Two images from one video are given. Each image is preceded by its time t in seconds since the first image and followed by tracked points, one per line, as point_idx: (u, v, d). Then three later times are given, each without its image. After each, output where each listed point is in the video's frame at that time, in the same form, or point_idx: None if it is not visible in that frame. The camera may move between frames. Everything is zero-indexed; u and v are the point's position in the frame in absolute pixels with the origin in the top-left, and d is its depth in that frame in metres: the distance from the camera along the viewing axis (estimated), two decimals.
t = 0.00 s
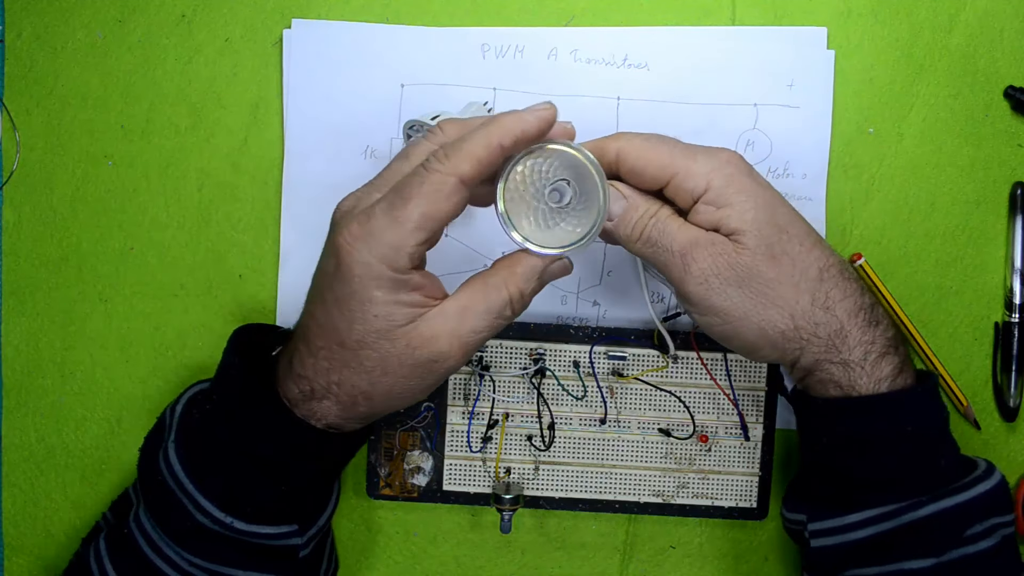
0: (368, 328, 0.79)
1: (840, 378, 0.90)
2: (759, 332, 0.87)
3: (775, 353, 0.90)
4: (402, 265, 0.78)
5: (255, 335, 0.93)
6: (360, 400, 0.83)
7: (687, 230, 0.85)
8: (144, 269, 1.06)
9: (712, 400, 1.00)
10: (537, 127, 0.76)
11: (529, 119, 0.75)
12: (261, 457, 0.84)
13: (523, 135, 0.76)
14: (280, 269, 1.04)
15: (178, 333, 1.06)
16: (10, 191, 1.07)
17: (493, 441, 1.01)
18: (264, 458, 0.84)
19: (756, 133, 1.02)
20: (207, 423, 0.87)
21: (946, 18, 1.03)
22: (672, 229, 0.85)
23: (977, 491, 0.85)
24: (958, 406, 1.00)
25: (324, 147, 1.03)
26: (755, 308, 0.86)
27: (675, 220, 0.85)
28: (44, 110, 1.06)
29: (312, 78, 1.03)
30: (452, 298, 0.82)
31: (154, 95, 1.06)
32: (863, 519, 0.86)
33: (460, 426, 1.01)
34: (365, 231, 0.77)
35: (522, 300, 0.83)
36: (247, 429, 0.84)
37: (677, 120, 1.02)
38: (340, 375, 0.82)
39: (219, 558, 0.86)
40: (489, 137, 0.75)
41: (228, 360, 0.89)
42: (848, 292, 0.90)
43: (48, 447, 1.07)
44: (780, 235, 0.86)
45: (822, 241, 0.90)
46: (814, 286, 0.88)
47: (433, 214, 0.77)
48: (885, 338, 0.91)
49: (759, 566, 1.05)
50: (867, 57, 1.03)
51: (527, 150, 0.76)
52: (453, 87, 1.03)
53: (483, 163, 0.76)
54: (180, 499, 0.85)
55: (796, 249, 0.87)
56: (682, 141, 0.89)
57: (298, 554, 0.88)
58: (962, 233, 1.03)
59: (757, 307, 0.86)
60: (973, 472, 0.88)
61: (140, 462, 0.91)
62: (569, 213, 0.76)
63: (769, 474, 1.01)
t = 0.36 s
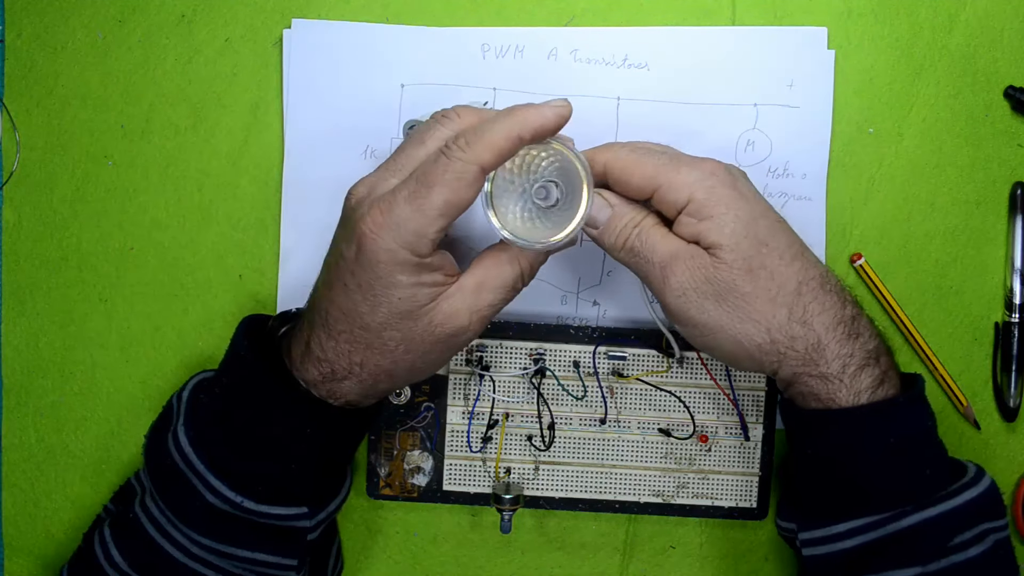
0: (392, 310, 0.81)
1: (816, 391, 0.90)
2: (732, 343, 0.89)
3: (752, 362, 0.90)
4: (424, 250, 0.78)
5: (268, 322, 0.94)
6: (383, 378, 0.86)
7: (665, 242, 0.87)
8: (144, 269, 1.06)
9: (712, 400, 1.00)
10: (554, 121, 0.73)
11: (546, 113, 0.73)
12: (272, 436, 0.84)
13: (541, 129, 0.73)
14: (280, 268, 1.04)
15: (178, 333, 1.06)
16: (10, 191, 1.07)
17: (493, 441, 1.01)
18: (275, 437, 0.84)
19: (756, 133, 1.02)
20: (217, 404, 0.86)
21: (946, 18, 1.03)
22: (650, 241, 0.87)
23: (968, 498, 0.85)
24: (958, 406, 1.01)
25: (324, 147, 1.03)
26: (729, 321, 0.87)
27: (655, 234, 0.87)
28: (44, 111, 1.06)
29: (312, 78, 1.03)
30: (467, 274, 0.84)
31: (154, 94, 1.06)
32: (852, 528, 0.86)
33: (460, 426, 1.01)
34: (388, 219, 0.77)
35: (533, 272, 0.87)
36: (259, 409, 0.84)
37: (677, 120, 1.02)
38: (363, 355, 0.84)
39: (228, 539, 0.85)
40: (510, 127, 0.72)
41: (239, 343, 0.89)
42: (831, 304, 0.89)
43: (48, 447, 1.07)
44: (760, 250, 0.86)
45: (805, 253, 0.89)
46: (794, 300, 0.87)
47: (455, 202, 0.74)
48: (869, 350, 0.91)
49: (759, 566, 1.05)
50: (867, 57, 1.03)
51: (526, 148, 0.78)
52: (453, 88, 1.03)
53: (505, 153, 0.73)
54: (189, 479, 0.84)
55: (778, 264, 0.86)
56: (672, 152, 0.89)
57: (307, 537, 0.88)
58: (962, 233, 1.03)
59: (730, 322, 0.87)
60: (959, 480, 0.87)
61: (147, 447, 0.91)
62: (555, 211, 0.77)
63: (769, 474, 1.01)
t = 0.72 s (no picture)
0: (389, 303, 0.81)
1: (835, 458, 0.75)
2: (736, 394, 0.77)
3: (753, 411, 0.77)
4: (419, 242, 0.78)
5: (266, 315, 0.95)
6: (383, 370, 0.86)
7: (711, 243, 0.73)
8: (144, 269, 1.06)
9: (712, 401, 1.00)
10: (540, 126, 0.76)
11: (535, 116, 0.76)
12: (273, 427, 0.84)
13: (524, 130, 0.76)
14: (280, 268, 1.04)
15: (178, 333, 1.06)
16: (11, 191, 1.07)
17: (493, 441, 1.01)
18: (275, 428, 0.84)
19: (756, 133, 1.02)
20: (217, 396, 0.86)
21: (946, 18, 1.03)
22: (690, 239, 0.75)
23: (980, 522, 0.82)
24: (958, 406, 1.00)
25: (325, 147, 1.03)
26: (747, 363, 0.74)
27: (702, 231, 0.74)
28: (44, 111, 1.06)
29: (312, 77, 1.03)
30: (463, 266, 0.83)
31: (154, 94, 1.06)
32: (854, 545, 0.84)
33: (460, 426, 1.01)
34: (380, 213, 0.77)
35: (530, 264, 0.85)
36: (261, 399, 0.85)
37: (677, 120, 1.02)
38: (363, 348, 0.84)
39: (227, 531, 0.85)
40: (493, 119, 0.75)
41: (239, 336, 0.90)
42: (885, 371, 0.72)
43: (48, 447, 1.07)
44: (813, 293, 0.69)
45: (871, 300, 0.71)
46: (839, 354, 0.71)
47: (441, 190, 0.76)
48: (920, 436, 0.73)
49: (759, 567, 1.05)
50: (867, 57, 1.03)
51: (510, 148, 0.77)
52: (453, 87, 1.03)
53: (486, 141, 0.75)
54: (189, 470, 0.84)
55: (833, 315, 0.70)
56: (755, 142, 0.74)
57: (307, 530, 0.87)
58: (962, 233, 1.03)
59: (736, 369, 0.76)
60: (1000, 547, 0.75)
61: (147, 440, 0.91)
62: (537, 209, 0.75)
63: (769, 474, 1.01)
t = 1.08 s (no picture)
0: (380, 315, 0.81)
1: (889, 555, 0.68)
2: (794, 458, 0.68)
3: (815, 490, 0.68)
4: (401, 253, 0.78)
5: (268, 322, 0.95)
6: (383, 379, 0.85)
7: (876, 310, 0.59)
8: (144, 269, 1.06)
9: (713, 400, 1.00)
10: (504, 123, 0.74)
11: (496, 113, 0.73)
12: (277, 433, 0.83)
13: (487, 126, 0.73)
14: (280, 268, 1.04)
15: (178, 333, 1.06)
16: (10, 191, 1.07)
17: (493, 441, 1.01)
18: (280, 434, 0.83)
19: (756, 133, 1.02)
20: (222, 402, 0.86)
21: (946, 18, 1.03)
22: (854, 302, 0.60)
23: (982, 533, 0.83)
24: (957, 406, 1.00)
25: (325, 148, 1.03)
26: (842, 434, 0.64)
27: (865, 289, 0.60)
28: (44, 110, 1.06)
29: (312, 77, 1.03)
30: (451, 272, 0.83)
31: (154, 94, 1.06)
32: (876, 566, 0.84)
33: (460, 426, 1.01)
34: (356, 229, 0.77)
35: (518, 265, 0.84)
36: (265, 405, 0.84)
37: (677, 120, 1.02)
38: (361, 359, 0.84)
39: (232, 536, 0.85)
40: (452, 117, 0.74)
41: (242, 340, 0.90)
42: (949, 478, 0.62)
43: (48, 447, 1.07)
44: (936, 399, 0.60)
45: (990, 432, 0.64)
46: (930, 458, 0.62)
47: (409, 197, 0.75)
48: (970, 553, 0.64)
49: (759, 567, 1.05)
50: (867, 57, 1.03)
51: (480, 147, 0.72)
52: (453, 87, 1.03)
53: (446, 140, 0.74)
54: (194, 475, 0.84)
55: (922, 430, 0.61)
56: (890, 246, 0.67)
57: (311, 535, 0.87)
58: (962, 233, 1.03)
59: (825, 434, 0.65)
60: None
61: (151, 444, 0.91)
62: (522, 205, 0.71)
63: (769, 474, 1.01)
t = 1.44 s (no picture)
0: (375, 333, 0.82)
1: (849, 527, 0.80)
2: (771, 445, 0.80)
3: (785, 474, 0.81)
4: (387, 272, 0.78)
5: (267, 326, 0.95)
6: (385, 392, 0.86)
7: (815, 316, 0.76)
8: (144, 269, 1.06)
9: (713, 400, 1.00)
10: (476, 130, 0.72)
11: (466, 124, 0.71)
12: (281, 441, 0.84)
13: (459, 139, 0.72)
14: (280, 268, 1.04)
15: (178, 333, 1.06)
16: (10, 191, 1.07)
17: (493, 441, 1.01)
18: (285, 442, 0.84)
19: (756, 133, 1.02)
20: (226, 408, 0.86)
21: (946, 18, 1.03)
22: (790, 307, 0.76)
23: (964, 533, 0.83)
24: (957, 406, 1.00)
25: (325, 148, 1.03)
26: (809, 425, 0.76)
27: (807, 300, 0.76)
28: (44, 110, 1.06)
29: (312, 77, 1.03)
30: (444, 281, 0.83)
31: (154, 94, 1.06)
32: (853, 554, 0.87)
33: (460, 426, 1.01)
34: (338, 255, 0.77)
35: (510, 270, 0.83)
36: (269, 414, 0.85)
37: (677, 120, 1.02)
38: (362, 373, 0.84)
39: (235, 542, 0.85)
40: (421, 135, 0.73)
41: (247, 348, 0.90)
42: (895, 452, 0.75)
43: (48, 447, 1.07)
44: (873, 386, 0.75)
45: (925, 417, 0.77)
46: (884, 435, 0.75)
47: (386, 220, 0.75)
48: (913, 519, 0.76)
49: (759, 567, 1.05)
50: (867, 57, 1.03)
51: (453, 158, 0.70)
52: (453, 87, 1.03)
53: (417, 159, 0.73)
54: (196, 482, 0.84)
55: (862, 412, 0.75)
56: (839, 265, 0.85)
57: (314, 541, 0.87)
58: (962, 233, 1.03)
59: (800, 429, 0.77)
60: None
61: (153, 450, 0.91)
62: (509, 206, 0.68)
63: (769, 473, 1.01)
